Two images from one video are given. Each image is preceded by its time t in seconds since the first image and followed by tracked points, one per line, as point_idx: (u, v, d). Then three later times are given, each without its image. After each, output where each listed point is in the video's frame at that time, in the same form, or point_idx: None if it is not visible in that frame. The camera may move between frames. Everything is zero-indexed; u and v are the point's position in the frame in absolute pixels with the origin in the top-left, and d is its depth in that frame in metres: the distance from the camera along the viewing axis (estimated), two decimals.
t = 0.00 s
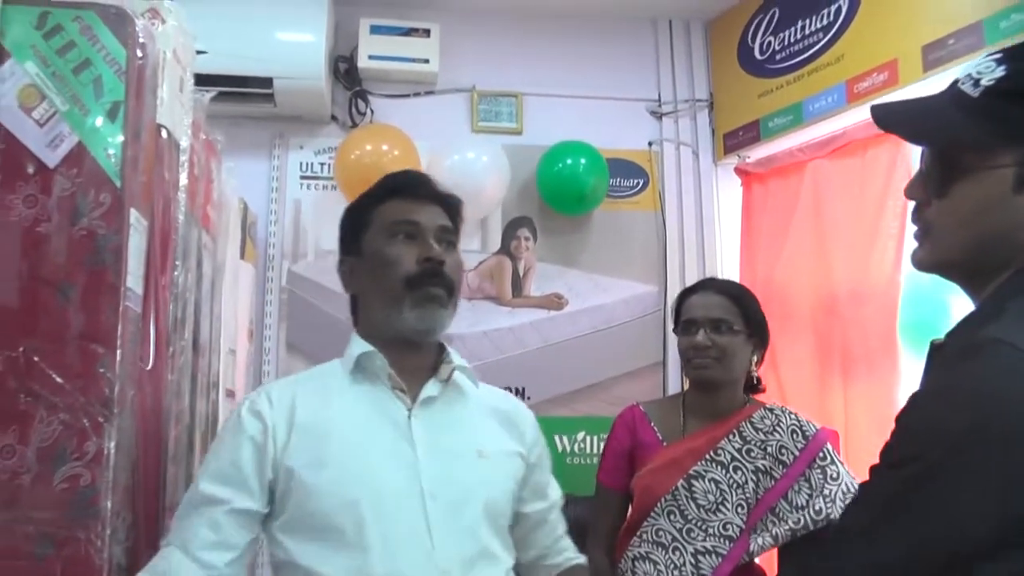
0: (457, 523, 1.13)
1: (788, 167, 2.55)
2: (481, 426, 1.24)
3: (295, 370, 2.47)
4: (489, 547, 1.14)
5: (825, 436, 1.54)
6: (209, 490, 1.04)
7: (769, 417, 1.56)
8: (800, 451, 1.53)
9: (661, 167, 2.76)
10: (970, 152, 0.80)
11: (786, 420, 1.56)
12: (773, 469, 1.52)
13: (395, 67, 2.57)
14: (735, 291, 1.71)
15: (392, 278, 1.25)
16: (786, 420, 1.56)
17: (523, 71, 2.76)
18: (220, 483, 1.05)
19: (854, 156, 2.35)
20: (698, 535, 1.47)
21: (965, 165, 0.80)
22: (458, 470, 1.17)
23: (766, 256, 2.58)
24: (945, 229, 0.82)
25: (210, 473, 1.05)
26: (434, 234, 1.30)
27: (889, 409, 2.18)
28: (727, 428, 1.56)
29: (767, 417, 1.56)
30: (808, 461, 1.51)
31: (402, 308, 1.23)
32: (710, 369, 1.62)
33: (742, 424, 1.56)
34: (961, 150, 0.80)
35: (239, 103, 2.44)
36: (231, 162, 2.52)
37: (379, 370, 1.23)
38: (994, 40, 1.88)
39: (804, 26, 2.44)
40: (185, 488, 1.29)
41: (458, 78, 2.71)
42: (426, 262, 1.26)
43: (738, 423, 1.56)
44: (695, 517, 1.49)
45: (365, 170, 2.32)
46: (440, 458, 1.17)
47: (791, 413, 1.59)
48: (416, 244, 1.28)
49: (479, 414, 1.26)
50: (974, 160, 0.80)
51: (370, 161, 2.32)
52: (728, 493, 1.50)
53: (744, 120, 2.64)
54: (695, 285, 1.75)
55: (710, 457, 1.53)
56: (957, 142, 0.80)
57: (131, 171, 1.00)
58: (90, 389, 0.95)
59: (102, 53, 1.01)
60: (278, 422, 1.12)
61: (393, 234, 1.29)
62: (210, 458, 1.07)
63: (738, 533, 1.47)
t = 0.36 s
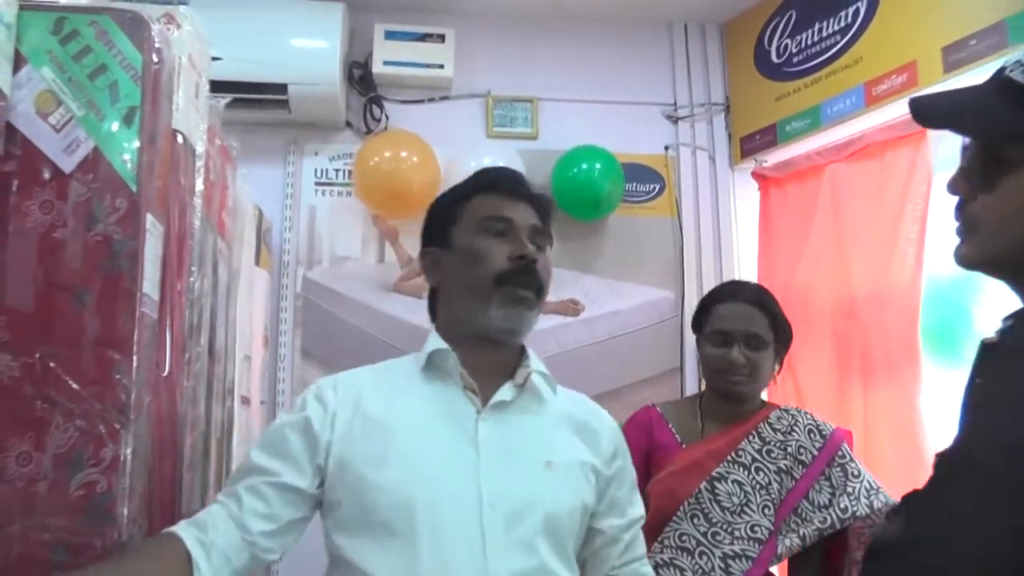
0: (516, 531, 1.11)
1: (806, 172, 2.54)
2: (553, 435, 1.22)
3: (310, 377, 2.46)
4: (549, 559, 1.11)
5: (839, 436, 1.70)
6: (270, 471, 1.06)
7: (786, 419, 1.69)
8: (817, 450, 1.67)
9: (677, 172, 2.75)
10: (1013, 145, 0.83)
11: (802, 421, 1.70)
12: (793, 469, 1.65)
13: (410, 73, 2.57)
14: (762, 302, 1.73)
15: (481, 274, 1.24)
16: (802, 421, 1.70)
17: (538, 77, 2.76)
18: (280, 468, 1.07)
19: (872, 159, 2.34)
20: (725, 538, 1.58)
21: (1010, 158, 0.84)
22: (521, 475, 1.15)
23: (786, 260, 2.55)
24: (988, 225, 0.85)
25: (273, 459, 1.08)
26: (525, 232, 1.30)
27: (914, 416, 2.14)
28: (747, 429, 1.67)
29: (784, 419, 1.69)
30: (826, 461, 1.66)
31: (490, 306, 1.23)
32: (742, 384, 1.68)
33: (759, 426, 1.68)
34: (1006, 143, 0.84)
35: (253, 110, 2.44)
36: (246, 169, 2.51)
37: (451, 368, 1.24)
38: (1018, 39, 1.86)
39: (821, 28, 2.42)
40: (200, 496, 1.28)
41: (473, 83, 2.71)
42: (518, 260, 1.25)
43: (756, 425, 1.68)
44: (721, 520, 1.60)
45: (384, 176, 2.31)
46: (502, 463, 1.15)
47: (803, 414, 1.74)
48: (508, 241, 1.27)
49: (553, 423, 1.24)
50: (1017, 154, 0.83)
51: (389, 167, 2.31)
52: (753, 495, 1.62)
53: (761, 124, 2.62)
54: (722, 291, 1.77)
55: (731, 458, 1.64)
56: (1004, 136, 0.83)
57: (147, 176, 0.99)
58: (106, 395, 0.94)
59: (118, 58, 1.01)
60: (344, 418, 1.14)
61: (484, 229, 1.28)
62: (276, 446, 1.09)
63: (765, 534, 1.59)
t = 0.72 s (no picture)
0: (574, 538, 1.09)
1: (829, 167, 2.50)
2: (603, 437, 1.20)
3: (329, 378, 2.44)
4: (602, 562, 1.11)
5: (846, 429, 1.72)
6: (311, 474, 1.01)
7: (795, 416, 1.70)
8: (828, 446, 1.69)
9: (699, 168, 2.71)
10: None
11: (811, 419, 1.71)
12: (809, 466, 1.65)
13: (429, 71, 2.55)
14: (785, 309, 1.66)
15: (554, 274, 1.19)
16: (811, 418, 1.71)
17: (558, 74, 2.73)
18: (326, 460, 1.02)
19: (899, 154, 2.30)
20: (753, 539, 1.57)
21: None
22: (576, 479, 1.13)
23: (812, 256, 2.51)
24: None
25: (315, 449, 1.02)
26: (587, 232, 1.26)
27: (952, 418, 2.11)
28: (763, 427, 1.66)
29: (794, 415, 1.70)
30: (838, 456, 1.68)
31: (562, 308, 1.19)
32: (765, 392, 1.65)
33: (772, 421, 1.68)
34: None
35: (272, 109, 2.43)
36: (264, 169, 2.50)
37: (502, 367, 1.20)
38: None
39: (846, 21, 2.39)
40: (221, 498, 1.27)
41: (492, 80, 2.69)
42: (588, 262, 1.21)
43: (770, 422, 1.67)
44: (746, 521, 1.58)
45: (405, 176, 2.30)
46: (559, 466, 1.13)
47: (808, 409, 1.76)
48: (575, 240, 1.23)
49: (601, 425, 1.22)
50: None
51: (410, 167, 2.30)
52: (775, 494, 1.61)
53: (784, 119, 2.59)
54: (746, 295, 1.68)
55: (751, 457, 1.62)
56: None
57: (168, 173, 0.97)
58: (128, 396, 0.93)
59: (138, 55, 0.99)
60: (391, 407, 1.09)
61: (551, 226, 1.23)
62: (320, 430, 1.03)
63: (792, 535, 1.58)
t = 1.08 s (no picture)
0: (595, 535, 1.07)
1: (867, 155, 2.45)
2: (603, 431, 1.20)
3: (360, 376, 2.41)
4: (621, 558, 1.10)
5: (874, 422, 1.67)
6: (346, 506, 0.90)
7: (823, 410, 1.63)
8: (857, 440, 1.64)
9: (733, 158, 2.66)
10: None
11: (839, 413, 1.65)
12: (842, 462, 1.60)
13: (457, 64, 2.51)
14: (825, 311, 1.60)
15: (540, 256, 1.16)
16: (839, 413, 1.66)
17: (588, 65, 2.69)
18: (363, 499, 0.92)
19: (939, 140, 2.24)
20: (792, 538, 1.51)
21: None
22: (589, 476, 1.11)
23: (848, 247, 2.45)
24: None
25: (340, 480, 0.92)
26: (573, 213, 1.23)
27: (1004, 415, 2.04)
28: (793, 422, 1.60)
29: (822, 410, 1.63)
30: (869, 450, 1.63)
31: (552, 291, 1.16)
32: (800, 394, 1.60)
33: (801, 416, 1.62)
34: None
35: (299, 104, 2.41)
36: (292, 165, 2.48)
37: (501, 362, 1.15)
38: None
39: (883, 4, 2.32)
40: (253, 498, 1.24)
41: (521, 72, 2.65)
42: (574, 243, 1.18)
43: (798, 417, 1.61)
44: (784, 520, 1.53)
45: (434, 169, 2.26)
46: (573, 463, 1.10)
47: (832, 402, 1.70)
48: (560, 221, 1.20)
49: (600, 419, 1.22)
50: None
51: (438, 160, 2.26)
52: (810, 490, 1.55)
53: (819, 107, 2.52)
54: (784, 297, 1.61)
55: (785, 454, 1.57)
56: None
57: (195, 164, 0.93)
58: (156, 392, 0.88)
59: (164, 42, 0.95)
60: (402, 419, 1.00)
61: (535, 207, 1.20)
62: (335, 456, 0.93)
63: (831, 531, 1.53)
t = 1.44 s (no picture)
0: (564, 537, 0.97)
1: (870, 154, 2.41)
2: (559, 427, 1.10)
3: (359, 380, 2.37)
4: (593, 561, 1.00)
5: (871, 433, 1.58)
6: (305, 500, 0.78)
7: (825, 416, 1.52)
8: (857, 449, 1.53)
9: (736, 158, 2.62)
10: None
11: (840, 419, 1.54)
12: (844, 468, 1.49)
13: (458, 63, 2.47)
14: (853, 324, 1.49)
15: (474, 245, 1.06)
16: (840, 419, 1.55)
17: (590, 65, 2.65)
18: (336, 496, 0.80)
19: (945, 138, 2.19)
20: (800, 543, 1.40)
21: None
22: (553, 475, 1.01)
23: (854, 244, 2.43)
24: None
25: (296, 482, 0.80)
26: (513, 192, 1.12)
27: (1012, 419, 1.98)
28: (798, 428, 1.50)
29: (824, 416, 1.52)
30: (868, 460, 1.52)
31: (489, 284, 1.06)
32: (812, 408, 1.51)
33: (807, 422, 1.51)
34: None
35: (296, 104, 2.37)
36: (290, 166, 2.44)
37: (444, 362, 1.05)
38: None
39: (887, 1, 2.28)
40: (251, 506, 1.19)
41: (522, 72, 2.61)
42: (515, 229, 1.08)
43: (805, 424, 1.51)
44: (792, 525, 1.41)
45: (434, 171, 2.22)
46: (532, 462, 1.00)
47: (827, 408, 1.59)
48: (499, 203, 1.09)
49: (552, 414, 1.12)
50: None
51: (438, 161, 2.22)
52: (818, 495, 1.44)
53: (823, 106, 2.49)
54: (807, 307, 1.48)
55: (794, 457, 1.46)
56: None
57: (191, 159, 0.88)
58: (148, 396, 0.83)
59: (158, 31, 0.89)
60: (351, 424, 0.89)
61: (469, 190, 1.09)
62: (293, 458, 0.82)
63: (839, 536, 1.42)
